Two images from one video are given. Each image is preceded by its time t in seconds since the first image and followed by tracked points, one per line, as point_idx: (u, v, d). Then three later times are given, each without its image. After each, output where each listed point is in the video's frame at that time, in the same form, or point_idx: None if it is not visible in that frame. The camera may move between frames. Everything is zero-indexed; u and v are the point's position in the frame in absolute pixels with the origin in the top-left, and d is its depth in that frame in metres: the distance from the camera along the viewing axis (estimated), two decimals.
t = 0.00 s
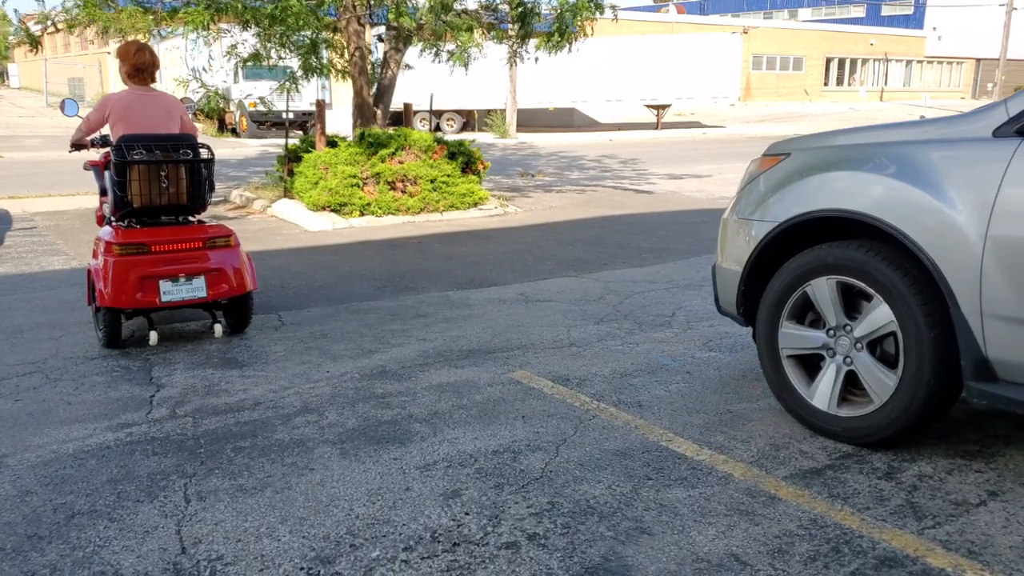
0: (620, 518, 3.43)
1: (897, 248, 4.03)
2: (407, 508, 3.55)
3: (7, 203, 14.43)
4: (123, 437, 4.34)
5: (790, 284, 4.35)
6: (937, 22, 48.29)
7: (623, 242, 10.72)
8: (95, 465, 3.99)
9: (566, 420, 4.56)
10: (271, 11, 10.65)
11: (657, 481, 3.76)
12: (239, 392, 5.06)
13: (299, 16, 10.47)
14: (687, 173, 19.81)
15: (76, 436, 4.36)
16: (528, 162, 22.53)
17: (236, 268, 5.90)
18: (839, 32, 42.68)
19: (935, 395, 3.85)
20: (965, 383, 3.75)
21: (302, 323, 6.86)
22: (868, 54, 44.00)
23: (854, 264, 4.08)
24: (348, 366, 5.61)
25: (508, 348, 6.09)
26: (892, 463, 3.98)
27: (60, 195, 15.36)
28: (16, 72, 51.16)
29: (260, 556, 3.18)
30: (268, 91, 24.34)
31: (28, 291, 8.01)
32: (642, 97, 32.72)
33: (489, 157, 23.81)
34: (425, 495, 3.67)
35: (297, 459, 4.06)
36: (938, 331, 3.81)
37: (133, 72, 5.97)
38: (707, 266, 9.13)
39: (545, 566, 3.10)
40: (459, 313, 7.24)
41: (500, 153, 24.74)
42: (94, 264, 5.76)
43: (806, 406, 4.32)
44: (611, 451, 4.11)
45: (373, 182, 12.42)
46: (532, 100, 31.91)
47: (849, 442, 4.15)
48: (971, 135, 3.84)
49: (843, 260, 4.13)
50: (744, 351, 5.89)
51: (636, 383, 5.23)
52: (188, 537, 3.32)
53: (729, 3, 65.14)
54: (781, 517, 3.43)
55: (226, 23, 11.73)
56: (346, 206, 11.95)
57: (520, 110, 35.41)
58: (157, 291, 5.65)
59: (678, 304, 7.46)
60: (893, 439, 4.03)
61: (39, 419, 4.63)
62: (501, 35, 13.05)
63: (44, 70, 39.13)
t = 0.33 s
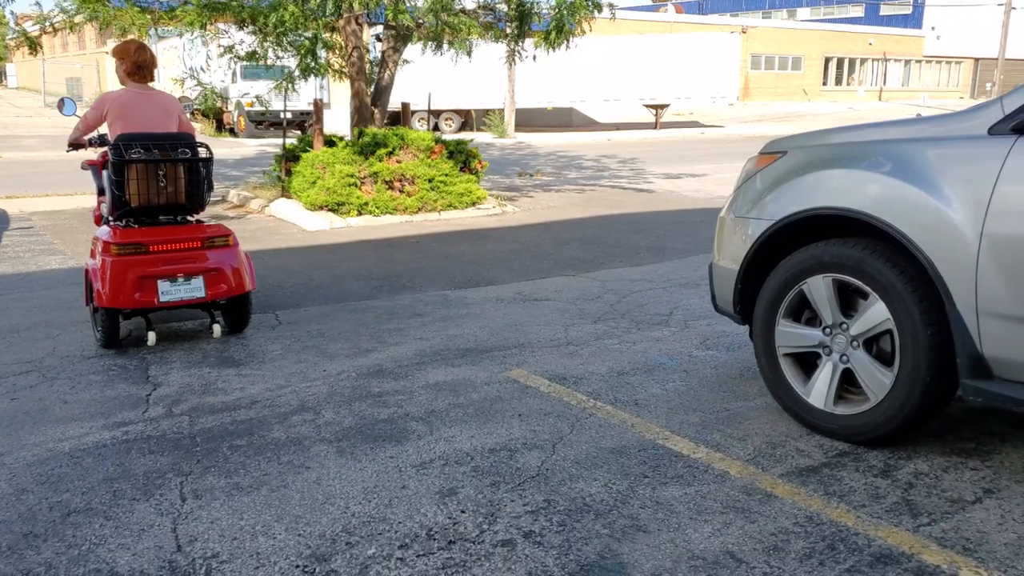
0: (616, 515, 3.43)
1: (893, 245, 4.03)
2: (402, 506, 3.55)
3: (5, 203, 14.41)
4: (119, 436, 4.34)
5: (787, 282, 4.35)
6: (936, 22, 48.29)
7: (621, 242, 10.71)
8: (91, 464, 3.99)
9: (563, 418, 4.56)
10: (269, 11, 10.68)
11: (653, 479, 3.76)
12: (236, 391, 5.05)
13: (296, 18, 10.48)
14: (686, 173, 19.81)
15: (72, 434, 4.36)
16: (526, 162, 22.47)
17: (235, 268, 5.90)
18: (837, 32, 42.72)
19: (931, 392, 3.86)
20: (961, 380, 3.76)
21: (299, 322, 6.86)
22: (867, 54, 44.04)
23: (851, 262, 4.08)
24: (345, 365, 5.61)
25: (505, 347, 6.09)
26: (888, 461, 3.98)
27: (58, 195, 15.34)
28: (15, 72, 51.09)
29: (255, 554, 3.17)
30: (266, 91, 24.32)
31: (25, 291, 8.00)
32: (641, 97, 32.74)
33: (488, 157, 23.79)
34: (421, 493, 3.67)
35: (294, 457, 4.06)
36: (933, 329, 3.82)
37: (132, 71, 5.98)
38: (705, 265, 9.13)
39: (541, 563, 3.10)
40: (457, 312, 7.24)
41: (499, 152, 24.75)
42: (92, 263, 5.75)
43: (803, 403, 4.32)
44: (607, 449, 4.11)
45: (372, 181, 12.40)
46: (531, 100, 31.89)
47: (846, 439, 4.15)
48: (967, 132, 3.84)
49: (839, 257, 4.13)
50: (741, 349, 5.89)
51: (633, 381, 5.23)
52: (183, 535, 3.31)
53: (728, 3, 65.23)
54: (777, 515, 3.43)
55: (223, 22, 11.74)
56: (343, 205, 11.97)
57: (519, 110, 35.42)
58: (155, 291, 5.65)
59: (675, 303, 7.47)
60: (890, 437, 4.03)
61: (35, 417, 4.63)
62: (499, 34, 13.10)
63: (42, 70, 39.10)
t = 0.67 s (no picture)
0: (612, 515, 3.43)
1: (890, 245, 4.04)
2: (399, 506, 3.55)
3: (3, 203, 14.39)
4: (116, 435, 4.34)
5: (784, 281, 4.35)
6: (935, 22, 48.27)
7: (619, 242, 10.71)
8: (88, 463, 3.99)
9: (560, 418, 4.56)
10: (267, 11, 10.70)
11: (650, 478, 3.76)
12: (233, 390, 5.05)
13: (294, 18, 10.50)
14: (685, 173, 19.81)
15: (69, 434, 4.36)
16: (525, 162, 22.46)
17: (241, 272, 5.88)
18: (836, 32, 42.72)
19: (927, 392, 3.86)
20: (958, 379, 3.76)
21: (297, 322, 6.85)
22: (866, 54, 44.05)
23: (847, 262, 4.08)
24: (343, 365, 5.61)
25: (503, 347, 6.09)
26: (885, 460, 3.98)
27: (57, 195, 15.34)
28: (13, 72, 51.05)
29: (252, 553, 3.17)
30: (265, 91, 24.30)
31: (23, 291, 8.00)
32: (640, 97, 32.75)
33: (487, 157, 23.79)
34: (417, 493, 3.67)
35: (291, 457, 4.06)
36: (930, 328, 3.82)
37: (137, 69, 6.00)
38: (704, 265, 9.13)
39: (537, 562, 3.10)
40: (455, 311, 7.24)
41: (497, 152, 24.74)
42: (96, 268, 5.75)
43: (800, 403, 4.33)
44: (604, 449, 4.11)
45: (370, 181, 12.37)
46: (530, 100, 31.89)
47: (842, 439, 4.16)
48: (963, 132, 3.84)
49: (836, 257, 4.13)
50: (739, 349, 5.89)
51: (631, 381, 5.23)
52: (180, 534, 3.31)
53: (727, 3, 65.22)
54: (773, 514, 3.43)
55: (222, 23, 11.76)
56: (341, 205, 11.99)
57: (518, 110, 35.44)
58: (159, 297, 5.65)
59: (672, 303, 7.47)
60: (886, 436, 4.04)
61: (32, 417, 4.63)
62: (498, 34, 13.17)
63: (41, 69, 39.10)
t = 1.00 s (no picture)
0: (606, 510, 3.45)
1: (882, 241, 4.06)
2: (394, 501, 3.58)
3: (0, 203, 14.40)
4: (113, 433, 4.36)
5: (777, 278, 4.38)
6: (933, 21, 48.31)
7: (616, 241, 10.75)
8: (85, 460, 4.01)
9: (555, 414, 4.59)
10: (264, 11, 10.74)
11: (643, 474, 3.78)
12: (230, 388, 5.08)
13: (291, 17, 10.53)
14: (683, 172, 19.84)
15: (66, 432, 4.38)
16: (523, 162, 22.44)
17: (255, 279, 5.52)
18: (833, 31, 42.78)
19: (919, 386, 3.89)
20: (949, 374, 3.79)
21: (294, 321, 6.87)
22: (864, 53, 44.05)
23: (840, 258, 4.10)
24: (339, 363, 5.63)
25: (499, 345, 6.11)
26: (878, 455, 4.01)
27: (55, 195, 15.37)
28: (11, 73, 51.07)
29: (247, 548, 3.20)
30: (263, 91, 24.33)
31: (21, 290, 8.01)
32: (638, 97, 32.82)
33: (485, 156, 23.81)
34: (412, 488, 3.69)
35: (287, 453, 4.08)
36: (921, 324, 3.85)
37: (139, 66, 5.81)
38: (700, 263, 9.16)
39: (530, 557, 3.12)
40: (451, 310, 7.26)
41: (495, 152, 24.78)
42: (102, 275, 5.39)
43: (793, 399, 4.35)
44: (598, 445, 4.14)
45: (367, 180, 12.35)
46: (528, 99, 31.92)
47: (835, 434, 4.18)
48: (954, 128, 3.86)
49: (829, 254, 4.16)
50: (733, 346, 5.92)
51: (625, 378, 5.25)
52: (176, 530, 3.33)
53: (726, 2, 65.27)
54: (765, 509, 3.45)
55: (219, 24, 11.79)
56: (340, 204, 12.05)
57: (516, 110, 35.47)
58: (170, 306, 5.29)
59: (668, 301, 7.50)
60: (879, 431, 4.07)
61: (30, 415, 4.65)
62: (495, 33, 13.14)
63: (39, 70, 39.19)
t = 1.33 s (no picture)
0: (594, 503, 3.49)
1: (871, 239, 4.10)
2: (385, 494, 3.61)
3: None
4: (108, 427, 4.39)
5: (767, 275, 4.41)
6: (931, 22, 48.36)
7: (612, 240, 10.78)
8: (79, 454, 4.04)
9: (547, 410, 4.62)
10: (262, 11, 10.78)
11: (632, 468, 3.82)
12: (224, 384, 5.11)
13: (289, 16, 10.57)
14: (680, 173, 19.89)
15: (61, 426, 4.41)
16: (521, 162, 22.47)
17: (272, 286, 5.24)
18: (832, 32, 42.82)
19: (906, 382, 3.93)
20: (935, 370, 3.82)
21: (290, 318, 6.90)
22: (862, 54, 44.08)
23: (830, 256, 4.14)
24: (334, 359, 5.66)
25: (493, 342, 6.15)
26: (865, 451, 4.05)
27: (53, 194, 15.39)
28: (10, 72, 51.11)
29: (239, 540, 3.23)
30: (261, 91, 24.38)
31: (17, 287, 8.04)
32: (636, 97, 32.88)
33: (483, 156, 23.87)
34: (404, 482, 3.73)
35: (280, 448, 4.11)
36: (908, 320, 3.89)
37: (145, 61, 5.54)
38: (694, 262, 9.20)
39: (519, 549, 3.15)
40: (446, 308, 7.30)
41: (493, 152, 24.82)
42: (111, 283, 5.12)
43: (783, 395, 4.38)
44: (589, 440, 4.17)
45: (364, 180, 12.37)
46: (526, 99, 31.97)
47: (824, 430, 4.22)
48: (941, 127, 3.89)
49: (818, 251, 4.19)
50: (725, 344, 5.96)
51: (618, 374, 5.29)
52: (169, 522, 3.36)
53: (725, 3, 65.35)
54: (752, 502, 3.49)
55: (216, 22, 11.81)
56: (337, 203, 12.05)
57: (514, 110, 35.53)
58: (183, 315, 5.01)
59: (662, 299, 7.54)
60: (867, 427, 4.10)
61: (25, 410, 4.68)
62: (492, 32, 13.11)
63: (38, 69, 39.32)
